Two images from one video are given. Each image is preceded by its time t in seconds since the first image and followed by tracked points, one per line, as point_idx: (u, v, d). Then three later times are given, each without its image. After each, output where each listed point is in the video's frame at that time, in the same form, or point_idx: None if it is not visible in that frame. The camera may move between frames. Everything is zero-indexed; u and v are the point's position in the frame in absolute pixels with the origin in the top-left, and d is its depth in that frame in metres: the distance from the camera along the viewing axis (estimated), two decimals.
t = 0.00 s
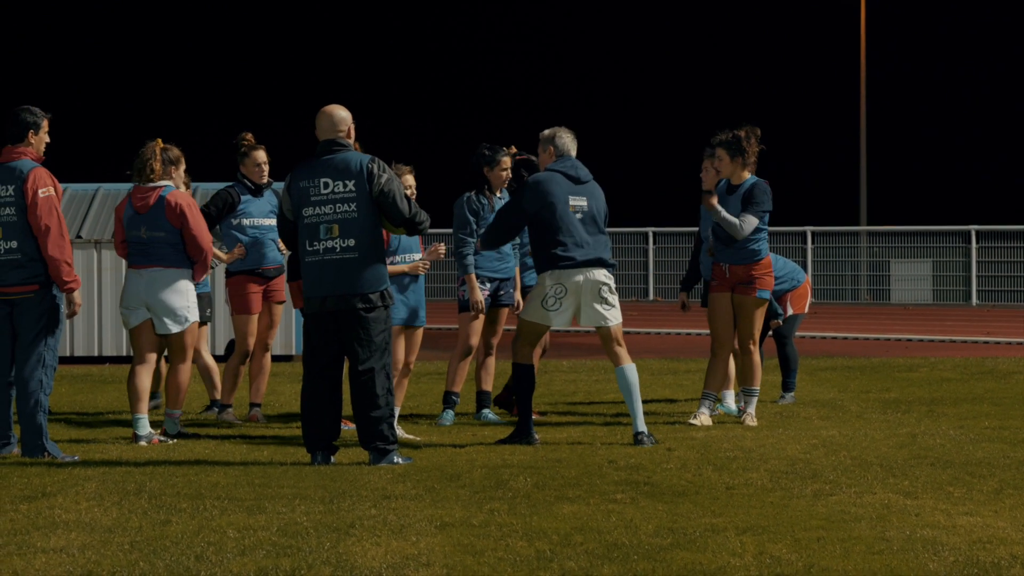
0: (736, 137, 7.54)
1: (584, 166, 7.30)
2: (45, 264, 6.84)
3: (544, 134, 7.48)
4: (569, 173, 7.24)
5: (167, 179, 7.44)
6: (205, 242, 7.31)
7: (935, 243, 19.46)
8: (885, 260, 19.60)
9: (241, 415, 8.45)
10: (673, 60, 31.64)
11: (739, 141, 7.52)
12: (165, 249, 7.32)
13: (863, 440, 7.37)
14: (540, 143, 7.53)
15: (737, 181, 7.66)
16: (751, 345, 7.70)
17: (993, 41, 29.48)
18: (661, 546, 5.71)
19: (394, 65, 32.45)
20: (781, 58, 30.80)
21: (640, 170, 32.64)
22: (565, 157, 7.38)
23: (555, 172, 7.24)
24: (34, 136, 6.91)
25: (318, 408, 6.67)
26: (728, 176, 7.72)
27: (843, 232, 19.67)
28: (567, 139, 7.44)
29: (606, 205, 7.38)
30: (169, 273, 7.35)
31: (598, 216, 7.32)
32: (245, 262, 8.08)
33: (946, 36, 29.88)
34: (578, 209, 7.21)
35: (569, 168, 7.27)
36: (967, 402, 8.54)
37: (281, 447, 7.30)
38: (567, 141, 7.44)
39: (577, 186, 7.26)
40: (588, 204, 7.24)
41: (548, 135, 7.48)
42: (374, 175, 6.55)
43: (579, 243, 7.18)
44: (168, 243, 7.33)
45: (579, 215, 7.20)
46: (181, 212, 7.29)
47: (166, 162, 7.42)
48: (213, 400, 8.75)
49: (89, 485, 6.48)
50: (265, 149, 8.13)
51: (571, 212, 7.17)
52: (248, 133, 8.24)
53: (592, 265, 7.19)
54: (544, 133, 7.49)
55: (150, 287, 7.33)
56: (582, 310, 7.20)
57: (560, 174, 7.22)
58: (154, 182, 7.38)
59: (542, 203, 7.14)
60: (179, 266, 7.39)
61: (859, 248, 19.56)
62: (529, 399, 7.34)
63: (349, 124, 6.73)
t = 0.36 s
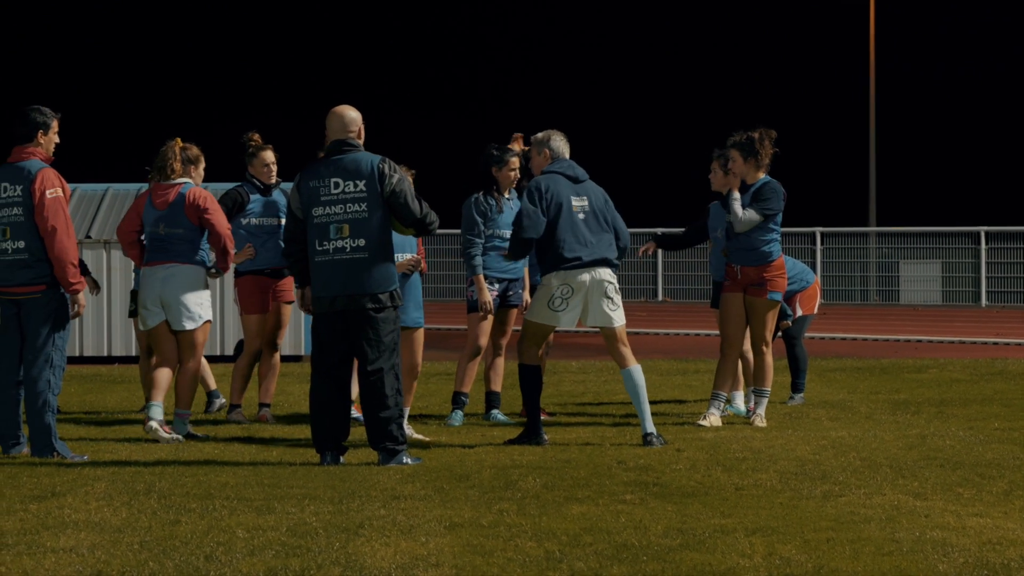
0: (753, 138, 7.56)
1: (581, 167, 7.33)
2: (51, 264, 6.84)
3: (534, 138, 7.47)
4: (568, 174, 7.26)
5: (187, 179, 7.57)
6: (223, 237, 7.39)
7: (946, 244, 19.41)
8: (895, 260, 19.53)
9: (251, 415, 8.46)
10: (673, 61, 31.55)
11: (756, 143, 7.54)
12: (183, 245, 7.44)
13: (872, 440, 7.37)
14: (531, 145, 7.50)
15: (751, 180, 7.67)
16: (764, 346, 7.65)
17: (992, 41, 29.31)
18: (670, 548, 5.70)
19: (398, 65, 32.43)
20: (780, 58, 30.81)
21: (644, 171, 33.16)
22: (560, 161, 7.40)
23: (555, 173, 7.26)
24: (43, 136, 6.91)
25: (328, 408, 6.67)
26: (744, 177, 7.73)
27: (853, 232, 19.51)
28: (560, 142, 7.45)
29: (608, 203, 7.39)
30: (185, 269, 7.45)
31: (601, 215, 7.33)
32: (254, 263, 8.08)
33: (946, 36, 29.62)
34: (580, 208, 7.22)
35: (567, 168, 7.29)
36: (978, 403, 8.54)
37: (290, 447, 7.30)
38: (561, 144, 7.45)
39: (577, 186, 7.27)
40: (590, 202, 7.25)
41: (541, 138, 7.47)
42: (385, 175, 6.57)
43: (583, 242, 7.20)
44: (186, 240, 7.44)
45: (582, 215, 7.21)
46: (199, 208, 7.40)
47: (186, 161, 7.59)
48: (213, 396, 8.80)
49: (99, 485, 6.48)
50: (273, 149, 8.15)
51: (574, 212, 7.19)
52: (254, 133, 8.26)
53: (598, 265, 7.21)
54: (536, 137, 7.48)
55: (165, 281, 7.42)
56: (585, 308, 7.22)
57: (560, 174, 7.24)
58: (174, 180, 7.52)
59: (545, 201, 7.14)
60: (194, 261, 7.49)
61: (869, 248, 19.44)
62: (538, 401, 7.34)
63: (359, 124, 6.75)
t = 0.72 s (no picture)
0: (767, 139, 7.53)
1: (589, 161, 7.26)
2: (67, 265, 6.84)
3: (541, 133, 7.43)
4: (575, 171, 7.21)
5: (199, 176, 7.60)
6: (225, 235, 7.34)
7: (959, 245, 19.36)
8: (910, 261, 19.50)
9: (265, 416, 8.46)
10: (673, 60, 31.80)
11: (768, 145, 7.51)
12: (189, 243, 7.45)
13: (888, 441, 7.37)
14: (536, 141, 7.47)
15: (768, 180, 7.66)
16: (779, 348, 7.68)
17: (992, 41, 29.83)
18: (686, 548, 5.70)
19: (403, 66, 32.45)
20: (780, 58, 31.28)
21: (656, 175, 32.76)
22: (566, 154, 7.37)
23: (561, 170, 7.22)
24: (60, 136, 6.92)
25: (344, 408, 6.68)
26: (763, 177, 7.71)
27: (869, 234, 19.47)
28: (564, 135, 7.41)
29: (614, 200, 7.34)
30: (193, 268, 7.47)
31: (608, 212, 7.30)
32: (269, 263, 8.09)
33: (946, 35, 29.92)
34: (586, 207, 7.17)
35: (574, 163, 7.23)
36: (993, 404, 8.54)
37: (305, 447, 7.30)
38: (565, 136, 7.41)
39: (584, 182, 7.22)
40: (596, 199, 7.20)
41: (544, 133, 7.44)
42: (402, 175, 6.58)
43: (588, 241, 7.18)
44: (193, 238, 7.45)
45: (587, 213, 7.17)
46: (206, 206, 7.39)
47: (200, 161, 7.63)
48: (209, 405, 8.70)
49: (114, 485, 6.48)
50: (286, 149, 8.13)
51: (579, 209, 7.14)
52: (269, 134, 8.26)
53: (599, 265, 7.16)
54: (539, 132, 7.44)
55: (174, 280, 7.47)
56: (586, 307, 7.19)
57: (566, 171, 7.20)
58: (186, 178, 7.57)
59: (551, 199, 7.11)
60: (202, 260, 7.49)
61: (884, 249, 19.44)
62: (550, 401, 7.37)
63: (375, 125, 6.74)
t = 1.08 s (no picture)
0: (776, 140, 7.50)
1: (600, 158, 7.25)
2: (83, 264, 6.86)
3: (551, 126, 7.39)
4: (586, 168, 7.19)
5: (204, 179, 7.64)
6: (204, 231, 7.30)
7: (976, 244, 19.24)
8: (924, 260, 19.27)
9: (278, 415, 8.47)
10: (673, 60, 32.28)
11: (777, 146, 7.48)
12: (180, 243, 7.48)
13: (904, 440, 7.35)
14: (548, 133, 7.41)
15: (782, 180, 7.62)
16: (794, 346, 7.67)
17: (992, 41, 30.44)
18: (702, 546, 5.70)
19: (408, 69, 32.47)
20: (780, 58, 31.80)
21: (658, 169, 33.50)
22: (579, 149, 7.31)
23: (572, 166, 7.19)
24: (75, 136, 6.92)
25: (358, 407, 6.68)
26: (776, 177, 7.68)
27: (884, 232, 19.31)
28: (578, 128, 7.36)
29: (623, 196, 7.33)
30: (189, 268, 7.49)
31: (617, 209, 7.29)
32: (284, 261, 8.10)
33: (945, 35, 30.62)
34: (595, 204, 7.16)
35: (584, 160, 7.22)
36: (1008, 403, 8.51)
37: (319, 447, 7.29)
38: (579, 130, 7.36)
39: (593, 179, 7.21)
40: (605, 197, 7.20)
41: (558, 125, 7.38)
42: (415, 174, 6.59)
43: (601, 239, 7.17)
44: (184, 238, 7.47)
45: (596, 211, 7.16)
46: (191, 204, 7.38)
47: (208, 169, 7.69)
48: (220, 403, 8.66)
49: (129, 485, 6.49)
50: (297, 148, 8.15)
51: (589, 207, 7.12)
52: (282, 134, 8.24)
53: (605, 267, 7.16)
54: (552, 124, 7.38)
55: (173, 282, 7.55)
56: (602, 306, 7.19)
57: (576, 169, 7.18)
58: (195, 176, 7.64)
59: (562, 195, 7.09)
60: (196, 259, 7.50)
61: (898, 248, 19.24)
62: (567, 401, 7.38)
63: (389, 125, 6.75)
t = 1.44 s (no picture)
0: (791, 132, 7.45)
1: (645, 152, 7.23)
2: (106, 259, 6.87)
3: (594, 118, 7.38)
4: (632, 163, 7.18)
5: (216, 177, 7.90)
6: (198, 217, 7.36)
7: (995, 236, 19.07)
8: (944, 252, 19.18)
9: (299, 408, 8.49)
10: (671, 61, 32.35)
11: (791, 138, 7.44)
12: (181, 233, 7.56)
13: (925, 433, 7.33)
14: (591, 125, 7.41)
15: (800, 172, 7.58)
16: (813, 339, 7.66)
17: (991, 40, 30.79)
18: (722, 540, 5.68)
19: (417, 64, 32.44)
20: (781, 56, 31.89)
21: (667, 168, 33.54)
22: (622, 142, 7.33)
23: (618, 161, 7.18)
24: (93, 130, 6.93)
25: (379, 401, 6.69)
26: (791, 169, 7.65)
27: (904, 225, 19.10)
28: (621, 120, 7.35)
29: (671, 191, 7.32)
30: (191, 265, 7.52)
31: (663, 206, 7.27)
32: (303, 256, 8.09)
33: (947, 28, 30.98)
34: (641, 201, 7.18)
35: (630, 155, 7.20)
36: None
37: (340, 441, 7.30)
38: (622, 121, 7.35)
39: (639, 175, 7.21)
40: (650, 193, 7.20)
41: (600, 116, 7.37)
42: (435, 169, 6.58)
43: (644, 236, 7.17)
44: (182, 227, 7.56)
45: (641, 208, 7.17)
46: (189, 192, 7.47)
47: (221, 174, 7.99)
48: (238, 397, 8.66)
49: (150, 479, 6.50)
50: (315, 141, 8.09)
51: (634, 204, 7.14)
52: (299, 128, 8.22)
53: (646, 265, 7.15)
54: (595, 116, 7.37)
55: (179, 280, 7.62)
56: (643, 304, 7.19)
57: (623, 164, 7.17)
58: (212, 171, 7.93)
59: (607, 190, 7.11)
60: (199, 254, 7.50)
61: (918, 241, 19.09)
62: (590, 396, 7.36)
63: (409, 118, 6.73)
